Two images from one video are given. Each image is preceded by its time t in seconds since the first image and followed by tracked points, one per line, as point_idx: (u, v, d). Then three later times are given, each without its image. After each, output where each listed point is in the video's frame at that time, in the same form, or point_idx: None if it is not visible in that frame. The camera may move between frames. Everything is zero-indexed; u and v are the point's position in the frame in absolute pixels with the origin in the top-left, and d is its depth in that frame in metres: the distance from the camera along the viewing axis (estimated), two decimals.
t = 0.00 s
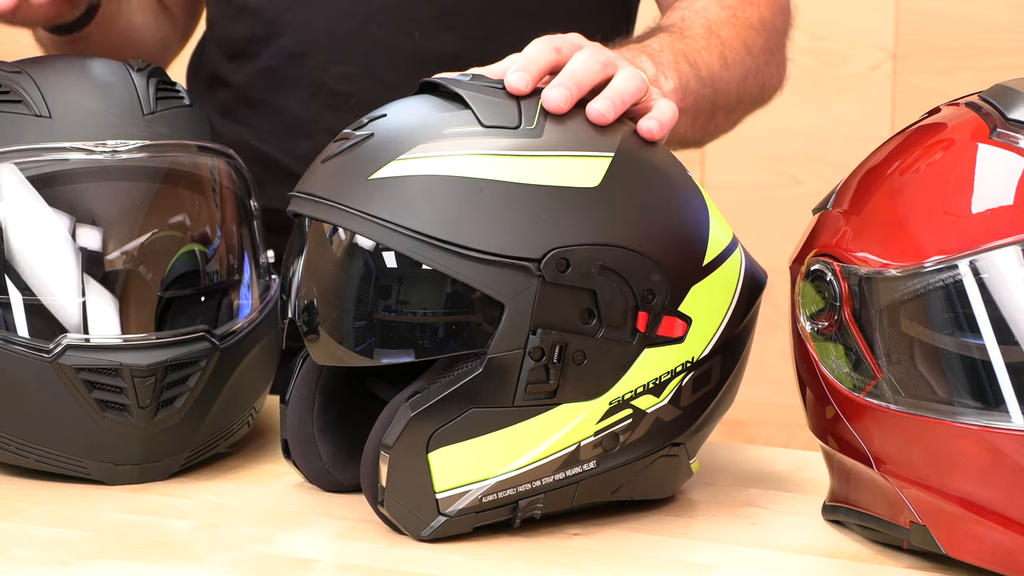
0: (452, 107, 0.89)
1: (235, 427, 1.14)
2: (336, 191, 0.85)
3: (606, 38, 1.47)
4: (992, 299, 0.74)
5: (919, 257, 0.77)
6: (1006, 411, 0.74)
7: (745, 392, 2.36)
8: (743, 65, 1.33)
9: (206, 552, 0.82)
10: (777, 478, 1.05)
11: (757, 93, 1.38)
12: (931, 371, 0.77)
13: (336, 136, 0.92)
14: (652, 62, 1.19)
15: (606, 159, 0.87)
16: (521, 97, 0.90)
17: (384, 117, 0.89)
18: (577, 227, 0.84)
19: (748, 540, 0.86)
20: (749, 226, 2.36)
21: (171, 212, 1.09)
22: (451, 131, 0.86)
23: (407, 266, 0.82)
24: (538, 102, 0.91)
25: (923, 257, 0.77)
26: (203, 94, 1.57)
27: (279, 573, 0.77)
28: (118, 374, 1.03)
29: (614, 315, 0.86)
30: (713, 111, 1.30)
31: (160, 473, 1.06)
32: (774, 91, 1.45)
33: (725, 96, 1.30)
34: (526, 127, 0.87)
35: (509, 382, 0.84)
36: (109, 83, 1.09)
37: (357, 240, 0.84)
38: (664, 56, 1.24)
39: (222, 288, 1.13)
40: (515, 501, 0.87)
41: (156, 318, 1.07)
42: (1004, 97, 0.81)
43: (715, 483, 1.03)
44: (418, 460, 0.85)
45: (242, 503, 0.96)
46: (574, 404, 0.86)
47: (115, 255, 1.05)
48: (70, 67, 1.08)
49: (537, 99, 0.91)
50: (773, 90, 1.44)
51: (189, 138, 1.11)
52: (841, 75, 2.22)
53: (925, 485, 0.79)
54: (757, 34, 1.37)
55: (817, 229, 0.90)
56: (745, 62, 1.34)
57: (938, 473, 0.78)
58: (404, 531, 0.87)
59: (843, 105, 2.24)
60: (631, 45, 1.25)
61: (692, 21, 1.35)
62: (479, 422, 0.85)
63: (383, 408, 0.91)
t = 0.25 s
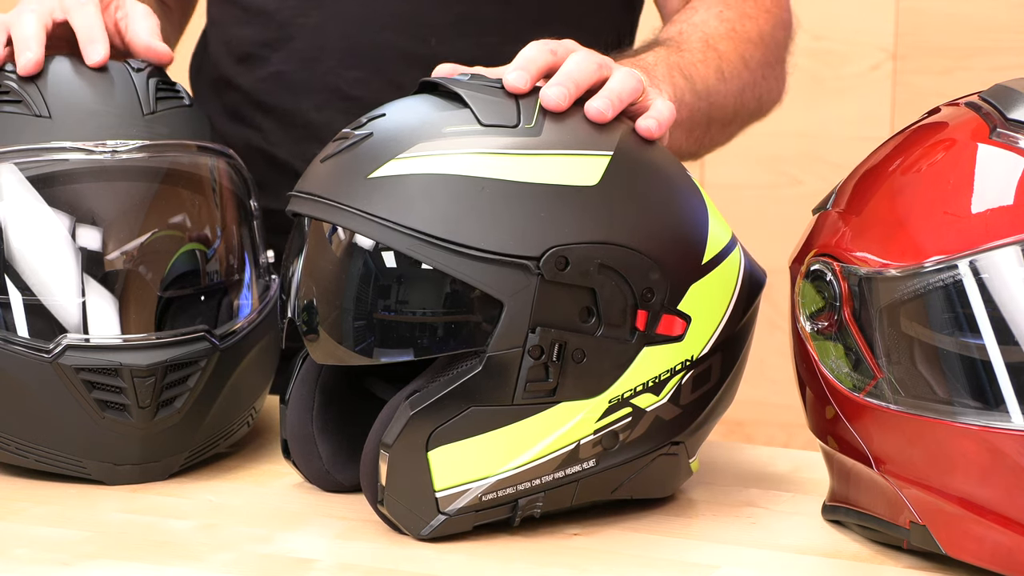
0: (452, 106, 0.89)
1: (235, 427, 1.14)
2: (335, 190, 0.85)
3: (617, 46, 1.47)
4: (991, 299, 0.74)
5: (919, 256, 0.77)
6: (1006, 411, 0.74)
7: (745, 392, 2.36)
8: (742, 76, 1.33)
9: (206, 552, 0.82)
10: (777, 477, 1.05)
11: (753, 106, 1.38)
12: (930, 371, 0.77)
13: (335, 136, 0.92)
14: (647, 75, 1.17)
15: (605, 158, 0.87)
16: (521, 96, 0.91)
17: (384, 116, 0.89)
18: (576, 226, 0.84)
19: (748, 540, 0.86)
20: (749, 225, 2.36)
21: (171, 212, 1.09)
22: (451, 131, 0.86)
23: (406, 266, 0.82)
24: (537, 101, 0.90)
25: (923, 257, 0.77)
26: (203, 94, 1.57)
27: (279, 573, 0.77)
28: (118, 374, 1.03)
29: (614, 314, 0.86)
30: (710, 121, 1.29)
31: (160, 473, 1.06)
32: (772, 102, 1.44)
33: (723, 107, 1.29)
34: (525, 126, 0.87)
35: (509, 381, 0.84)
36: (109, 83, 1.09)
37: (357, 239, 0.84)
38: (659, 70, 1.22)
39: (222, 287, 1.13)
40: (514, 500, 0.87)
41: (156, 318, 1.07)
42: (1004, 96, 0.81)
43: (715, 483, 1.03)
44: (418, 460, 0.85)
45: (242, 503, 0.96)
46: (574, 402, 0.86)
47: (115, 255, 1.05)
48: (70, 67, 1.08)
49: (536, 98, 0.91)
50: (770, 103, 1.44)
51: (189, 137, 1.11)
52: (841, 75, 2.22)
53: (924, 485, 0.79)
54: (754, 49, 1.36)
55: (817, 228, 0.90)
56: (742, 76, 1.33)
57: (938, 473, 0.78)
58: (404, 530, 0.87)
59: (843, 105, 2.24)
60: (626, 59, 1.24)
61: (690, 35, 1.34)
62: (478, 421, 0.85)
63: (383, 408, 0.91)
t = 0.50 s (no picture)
0: (452, 107, 0.89)
1: (235, 427, 1.14)
2: (335, 190, 0.85)
3: (621, 44, 1.46)
4: (991, 299, 0.74)
5: (919, 256, 0.77)
6: (1006, 411, 0.74)
7: (745, 392, 2.36)
8: (750, 74, 1.33)
9: (206, 552, 0.82)
10: (778, 478, 1.05)
11: (763, 104, 1.38)
12: (930, 371, 0.77)
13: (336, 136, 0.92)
14: (649, 75, 1.17)
15: (605, 159, 0.87)
16: (521, 97, 0.91)
17: (384, 116, 0.89)
18: (577, 227, 0.84)
19: (748, 540, 0.86)
20: (749, 225, 2.36)
21: (171, 212, 1.09)
22: (451, 131, 0.86)
23: (406, 266, 0.82)
24: (537, 101, 0.91)
25: (923, 257, 0.77)
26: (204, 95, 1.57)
27: (279, 573, 0.77)
28: (118, 374, 1.03)
29: (614, 315, 0.86)
30: (717, 120, 1.29)
31: (160, 473, 1.06)
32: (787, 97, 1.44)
33: (729, 106, 1.29)
34: (525, 127, 0.87)
35: (509, 382, 0.84)
36: (109, 83, 1.09)
37: (357, 240, 0.84)
38: (664, 69, 1.21)
39: (222, 287, 1.13)
40: (514, 500, 0.87)
41: (156, 318, 1.07)
42: (1004, 96, 0.81)
43: (715, 483, 1.03)
44: (418, 460, 0.85)
45: (242, 503, 0.96)
46: (574, 403, 0.86)
47: (115, 255, 1.05)
48: (69, 67, 1.08)
49: (536, 99, 0.91)
50: (782, 100, 1.44)
51: (188, 138, 1.11)
52: (841, 75, 2.22)
53: (924, 485, 0.79)
54: (764, 46, 1.36)
55: (817, 229, 0.90)
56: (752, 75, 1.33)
57: (938, 473, 0.78)
58: (404, 530, 0.87)
59: (843, 105, 2.24)
60: (628, 59, 1.24)
61: (698, 33, 1.34)
62: (479, 421, 0.85)
63: (383, 408, 0.90)
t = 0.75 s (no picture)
0: (452, 107, 0.89)
1: (235, 427, 1.14)
2: (335, 190, 0.85)
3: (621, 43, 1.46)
4: (991, 299, 0.74)
5: (919, 257, 0.77)
6: (1006, 411, 0.74)
7: (745, 392, 2.36)
8: (753, 71, 1.32)
9: (206, 552, 0.82)
10: (778, 478, 1.05)
11: (767, 101, 1.38)
12: (930, 371, 0.77)
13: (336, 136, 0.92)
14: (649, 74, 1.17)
15: (605, 159, 0.87)
16: (521, 97, 0.91)
17: (384, 117, 0.89)
18: (577, 227, 0.84)
19: (748, 540, 0.86)
20: (749, 225, 2.36)
21: (171, 212, 1.09)
22: (451, 131, 0.86)
23: (406, 266, 0.82)
24: (537, 101, 0.91)
25: (923, 257, 0.77)
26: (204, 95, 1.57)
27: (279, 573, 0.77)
28: (118, 374, 1.03)
29: (614, 315, 0.86)
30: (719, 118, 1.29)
31: (160, 473, 1.06)
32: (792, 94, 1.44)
33: (733, 103, 1.29)
34: (525, 127, 0.87)
35: (509, 382, 0.84)
36: (109, 82, 1.09)
37: (357, 240, 0.84)
38: (665, 68, 1.22)
39: (222, 288, 1.13)
40: (515, 501, 0.87)
41: (156, 318, 1.07)
42: (1004, 96, 0.81)
43: (715, 483, 1.03)
44: (418, 460, 0.85)
45: (242, 503, 0.96)
46: (574, 404, 0.86)
47: (115, 255, 1.05)
48: (69, 67, 1.08)
49: (537, 99, 0.91)
50: (787, 95, 1.44)
51: (188, 138, 1.11)
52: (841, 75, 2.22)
53: (924, 485, 0.79)
54: (768, 44, 1.36)
55: (817, 229, 0.90)
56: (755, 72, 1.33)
57: (938, 473, 0.78)
58: (404, 531, 0.87)
59: (843, 105, 2.24)
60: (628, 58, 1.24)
61: (700, 31, 1.35)
62: (479, 422, 0.85)
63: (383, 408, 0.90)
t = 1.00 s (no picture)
0: (452, 107, 0.89)
1: (235, 427, 1.14)
2: (335, 190, 0.85)
3: (619, 45, 1.46)
4: (991, 299, 0.74)
5: (919, 256, 0.77)
6: (1006, 411, 0.74)
7: (745, 392, 2.36)
8: (746, 70, 1.32)
9: (206, 552, 0.82)
10: (778, 478, 1.05)
11: (759, 101, 1.38)
12: (930, 371, 0.77)
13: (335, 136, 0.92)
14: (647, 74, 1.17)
15: (605, 159, 0.87)
16: (521, 97, 0.91)
17: (384, 117, 0.89)
18: (577, 227, 0.84)
19: (748, 540, 0.86)
20: (748, 225, 2.36)
21: (171, 212, 1.09)
22: (451, 131, 0.86)
23: (406, 266, 0.82)
24: (537, 101, 0.91)
25: (923, 257, 0.77)
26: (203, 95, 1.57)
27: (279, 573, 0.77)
28: (118, 374, 1.03)
29: (614, 315, 0.86)
30: (714, 118, 1.29)
31: (160, 473, 1.06)
32: (779, 97, 1.44)
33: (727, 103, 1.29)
34: (525, 127, 0.87)
35: (509, 382, 0.84)
36: (109, 82, 1.09)
37: (357, 240, 0.84)
38: (661, 68, 1.21)
39: (222, 288, 1.13)
40: (514, 500, 0.87)
41: (156, 318, 1.07)
42: (1004, 96, 0.81)
43: (714, 483, 1.03)
44: (418, 460, 0.85)
45: (242, 503, 0.96)
46: (574, 403, 0.86)
47: (115, 255, 1.05)
48: (69, 67, 1.08)
49: (537, 99, 0.91)
50: (777, 96, 1.44)
51: (188, 138, 1.12)
52: (840, 75, 2.22)
53: (924, 485, 0.79)
54: (761, 43, 1.36)
55: (817, 228, 0.90)
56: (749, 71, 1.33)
57: (938, 473, 0.78)
58: (404, 531, 0.87)
59: (843, 105, 2.24)
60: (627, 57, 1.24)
61: (693, 30, 1.34)
62: (479, 422, 0.85)
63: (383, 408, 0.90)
